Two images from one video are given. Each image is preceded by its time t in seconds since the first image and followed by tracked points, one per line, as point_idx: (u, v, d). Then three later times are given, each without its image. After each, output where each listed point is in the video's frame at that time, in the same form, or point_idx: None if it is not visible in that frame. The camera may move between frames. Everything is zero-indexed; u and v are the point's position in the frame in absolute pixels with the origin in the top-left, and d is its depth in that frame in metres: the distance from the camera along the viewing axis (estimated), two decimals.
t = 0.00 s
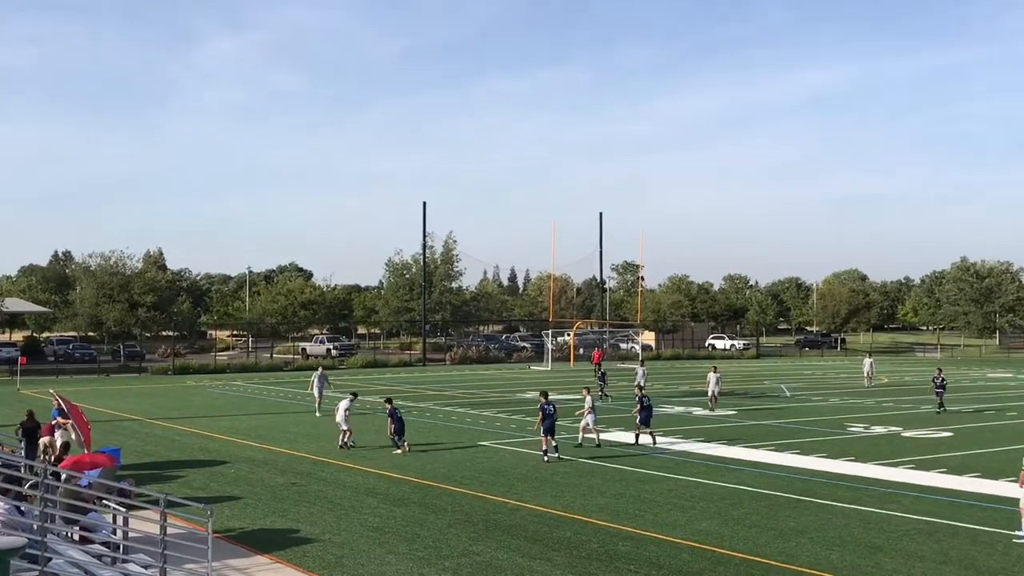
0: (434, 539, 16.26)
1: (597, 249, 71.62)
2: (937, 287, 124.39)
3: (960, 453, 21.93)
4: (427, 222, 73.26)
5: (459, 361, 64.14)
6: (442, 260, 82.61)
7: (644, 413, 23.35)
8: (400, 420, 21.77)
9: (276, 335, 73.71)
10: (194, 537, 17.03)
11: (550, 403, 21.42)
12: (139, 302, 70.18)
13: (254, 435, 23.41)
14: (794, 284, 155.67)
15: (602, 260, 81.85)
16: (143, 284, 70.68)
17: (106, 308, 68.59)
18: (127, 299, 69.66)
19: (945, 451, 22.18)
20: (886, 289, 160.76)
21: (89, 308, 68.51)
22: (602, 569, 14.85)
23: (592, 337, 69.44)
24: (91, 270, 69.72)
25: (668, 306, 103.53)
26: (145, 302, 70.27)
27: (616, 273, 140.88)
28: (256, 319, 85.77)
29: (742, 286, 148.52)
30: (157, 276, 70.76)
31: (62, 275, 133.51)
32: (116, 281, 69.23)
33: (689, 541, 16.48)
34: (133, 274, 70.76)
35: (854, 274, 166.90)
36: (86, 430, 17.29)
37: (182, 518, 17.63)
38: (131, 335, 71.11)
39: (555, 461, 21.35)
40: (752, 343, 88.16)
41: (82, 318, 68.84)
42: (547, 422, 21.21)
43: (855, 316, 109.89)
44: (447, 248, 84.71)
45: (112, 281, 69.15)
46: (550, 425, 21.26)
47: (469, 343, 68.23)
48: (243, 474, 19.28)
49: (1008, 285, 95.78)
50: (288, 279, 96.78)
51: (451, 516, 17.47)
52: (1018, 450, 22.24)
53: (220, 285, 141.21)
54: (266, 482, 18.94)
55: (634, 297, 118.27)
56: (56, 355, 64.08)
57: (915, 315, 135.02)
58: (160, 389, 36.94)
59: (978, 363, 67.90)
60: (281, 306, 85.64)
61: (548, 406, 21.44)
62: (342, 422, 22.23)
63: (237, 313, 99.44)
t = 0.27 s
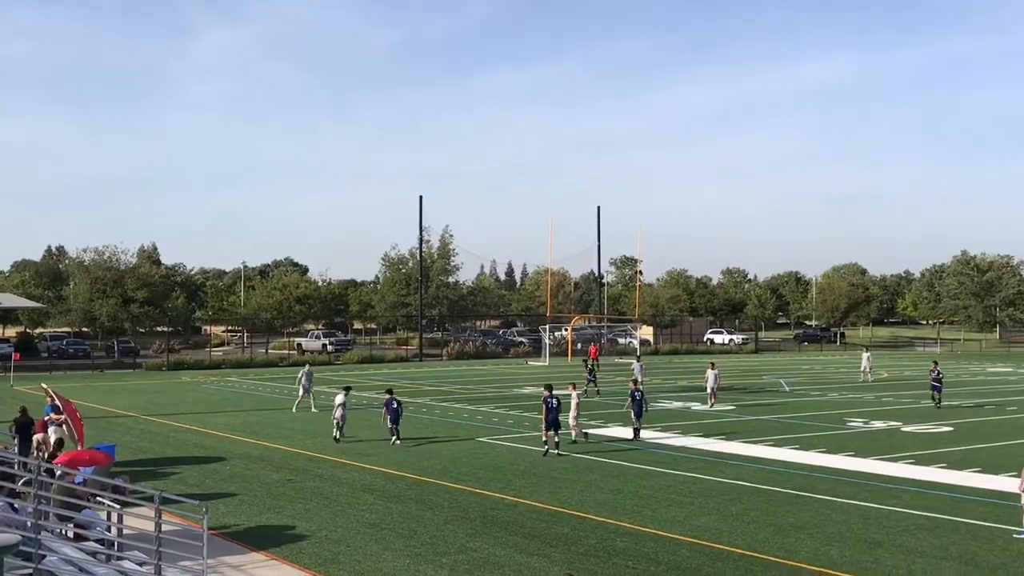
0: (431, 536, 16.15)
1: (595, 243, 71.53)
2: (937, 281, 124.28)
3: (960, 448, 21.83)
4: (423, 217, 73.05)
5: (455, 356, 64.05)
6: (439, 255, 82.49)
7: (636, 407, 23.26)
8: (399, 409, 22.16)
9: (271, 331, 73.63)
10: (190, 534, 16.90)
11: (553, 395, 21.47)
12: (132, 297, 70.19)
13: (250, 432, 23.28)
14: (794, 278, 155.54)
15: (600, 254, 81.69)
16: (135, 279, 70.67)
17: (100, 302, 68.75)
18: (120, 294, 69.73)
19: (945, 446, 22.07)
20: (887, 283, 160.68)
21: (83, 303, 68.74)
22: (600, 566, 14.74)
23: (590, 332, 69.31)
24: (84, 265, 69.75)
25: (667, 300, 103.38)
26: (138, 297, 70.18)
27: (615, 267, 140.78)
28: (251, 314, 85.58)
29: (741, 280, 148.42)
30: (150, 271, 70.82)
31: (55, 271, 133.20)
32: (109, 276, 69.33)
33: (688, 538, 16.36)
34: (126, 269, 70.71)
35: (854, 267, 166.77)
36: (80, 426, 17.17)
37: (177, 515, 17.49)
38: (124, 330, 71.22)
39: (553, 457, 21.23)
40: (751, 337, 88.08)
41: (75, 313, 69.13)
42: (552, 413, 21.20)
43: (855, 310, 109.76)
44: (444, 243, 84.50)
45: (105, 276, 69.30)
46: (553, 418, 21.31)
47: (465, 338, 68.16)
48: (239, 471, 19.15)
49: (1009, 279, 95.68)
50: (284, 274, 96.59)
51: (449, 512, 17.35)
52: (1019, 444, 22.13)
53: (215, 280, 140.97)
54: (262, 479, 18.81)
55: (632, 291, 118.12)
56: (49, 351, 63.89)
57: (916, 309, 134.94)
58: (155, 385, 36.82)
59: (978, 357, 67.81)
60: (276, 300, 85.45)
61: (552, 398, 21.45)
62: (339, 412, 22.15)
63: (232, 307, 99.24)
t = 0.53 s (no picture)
0: (431, 530, 16.00)
1: (596, 234, 71.28)
2: (941, 273, 123.99)
3: (965, 441, 21.64)
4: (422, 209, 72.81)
5: (455, 350, 63.91)
6: (438, 247, 82.29)
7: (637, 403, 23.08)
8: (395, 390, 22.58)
9: (270, 323, 73.56)
10: (187, 529, 16.72)
11: (556, 389, 21.35)
12: (128, 290, 70.47)
13: (247, 425, 23.12)
14: (797, 270, 155.20)
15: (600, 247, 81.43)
16: (131, 271, 70.71)
17: (96, 296, 68.97)
18: (115, 287, 69.92)
19: (950, 439, 21.87)
20: (891, 274, 160.37)
21: (78, 296, 68.90)
22: (601, 560, 14.60)
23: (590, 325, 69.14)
24: (80, 258, 69.86)
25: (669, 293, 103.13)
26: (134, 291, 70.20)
27: (617, 260, 140.61)
28: (249, 307, 85.40)
29: (744, 272, 148.14)
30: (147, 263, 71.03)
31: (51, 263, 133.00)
32: (105, 269, 69.45)
33: (690, 531, 16.21)
34: (122, 262, 70.72)
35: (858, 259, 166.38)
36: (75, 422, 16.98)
37: (172, 508, 17.26)
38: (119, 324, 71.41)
39: (554, 450, 21.06)
40: (753, 330, 87.89)
41: (71, 306, 69.31)
42: (556, 408, 21.19)
43: (858, 302, 109.51)
44: (443, 235, 84.26)
45: (101, 269, 69.36)
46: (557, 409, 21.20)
47: (465, 331, 68.02)
48: (235, 465, 18.98)
49: (1014, 270, 95.36)
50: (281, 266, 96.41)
51: (449, 506, 17.19)
52: None
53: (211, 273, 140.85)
54: (259, 473, 18.63)
55: (634, 284, 117.85)
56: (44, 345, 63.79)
57: (920, 301, 134.70)
58: (152, 379, 36.69)
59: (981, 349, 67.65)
60: (273, 293, 85.30)
61: (554, 392, 21.37)
62: (341, 403, 22.10)
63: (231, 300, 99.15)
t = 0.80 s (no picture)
0: (440, 522, 15.87)
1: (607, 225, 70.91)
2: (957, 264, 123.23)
3: (979, 433, 21.41)
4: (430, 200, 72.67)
5: (463, 341, 63.78)
6: (446, 238, 82.04)
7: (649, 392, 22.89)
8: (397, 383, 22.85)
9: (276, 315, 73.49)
10: (195, 522, 16.60)
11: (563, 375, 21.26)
12: (134, 281, 69.53)
13: (254, 417, 23.00)
14: (810, 261, 154.62)
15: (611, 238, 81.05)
16: (138, 262, 69.79)
17: (102, 287, 68.18)
18: (121, 278, 69.15)
19: (964, 431, 21.64)
20: (905, 265, 159.56)
21: (84, 287, 68.11)
22: (611, 552, 14.43)
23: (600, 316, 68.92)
24: (87, 248, 69.14)
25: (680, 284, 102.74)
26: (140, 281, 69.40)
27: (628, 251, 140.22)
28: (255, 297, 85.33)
29: (756, 263, 147.70)
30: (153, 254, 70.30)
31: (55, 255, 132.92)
32: (111, 259, 68.60)
33: (701, 524, 16.04)
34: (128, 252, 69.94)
35: (872, 250, 165.46)
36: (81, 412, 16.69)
37: (180, 500, 17.14)
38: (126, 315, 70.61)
39: (563, 442, 20.89)
40: (765, 321, 87.51)
41: (77, 296, 68.48)
42: (564, 397, 21.10)
43: (872, 293, 108.88)
44: (451, 225, 84.04)
45: (107, 259, 68.59)
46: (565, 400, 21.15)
47: (475, 322, 67.81)
48: (243, 457, 18.84)
49: None
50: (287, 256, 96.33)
51: (457, 498, 17.05)
52: None
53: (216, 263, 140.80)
54: (267, 465, 18.50)
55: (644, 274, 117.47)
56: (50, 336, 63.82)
57: (935, 292, 133.88)
58: (159, 370, 36.63)
59: (995, 340, 67.23)
60: (280, 284, 85.27)
61: (563, 381, 21.26)
62: (350, 396, 21.94)
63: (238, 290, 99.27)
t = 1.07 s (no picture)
0: (457, 517, 15.54)
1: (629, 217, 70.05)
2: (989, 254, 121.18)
3: (1010, 427, 20.90)
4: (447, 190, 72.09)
5: (481, 333, 63.37)
6: (463, 228, 81.56)
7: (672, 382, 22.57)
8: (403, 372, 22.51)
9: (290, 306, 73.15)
10: (208, 516, 16.32)
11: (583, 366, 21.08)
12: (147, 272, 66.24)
13: (268, 410, 22.73)
14: (837, 250, 152.83)
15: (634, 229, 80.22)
16: (150, 253, 66.09)
17: (113, 278, 64.94)
18: (133, 268, 65.61)
19: (993, 425, 21.14)
20: (934, 256, 157.37)
21: (95, 278, 65.08)
22: (632, 549, 14.07)
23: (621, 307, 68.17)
24: (98, 238, 65.94)
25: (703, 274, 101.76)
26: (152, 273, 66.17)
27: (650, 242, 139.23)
28: (269, 288, 85.01)
29: (780, 254, 146.37)
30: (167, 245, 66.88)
31: (65, 245, 133.03)
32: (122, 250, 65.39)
33: (724, 520, 15.65)
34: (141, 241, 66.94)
35: (900, 240, 163.29)
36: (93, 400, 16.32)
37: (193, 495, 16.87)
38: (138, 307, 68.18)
39: (583, 436, 20.52)
40: (791, 313, 86.57)
41: (88, 288, 65.52)
42: (584, 389, 20.83)
43: (901, 284, 107.17)
44: (468, 214, 83.51)
45: (119, 249, 65.32)
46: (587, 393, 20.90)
47: (493, 313, 67.38)
48: (257, 450, 18.56)
49: None
50: (300, 246, 95.89)
51: (475, 493, 16.71)
52: None
53: (228, 253, 140.58)
54: (281, 458, 18.21)
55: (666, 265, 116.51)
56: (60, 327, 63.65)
57: (966, 283, 131.92)
58: (173, 362, 36.45)
59: None
60: (294, 275, 84.98)
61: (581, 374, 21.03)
62: (369, 388, 21.42)
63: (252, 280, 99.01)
